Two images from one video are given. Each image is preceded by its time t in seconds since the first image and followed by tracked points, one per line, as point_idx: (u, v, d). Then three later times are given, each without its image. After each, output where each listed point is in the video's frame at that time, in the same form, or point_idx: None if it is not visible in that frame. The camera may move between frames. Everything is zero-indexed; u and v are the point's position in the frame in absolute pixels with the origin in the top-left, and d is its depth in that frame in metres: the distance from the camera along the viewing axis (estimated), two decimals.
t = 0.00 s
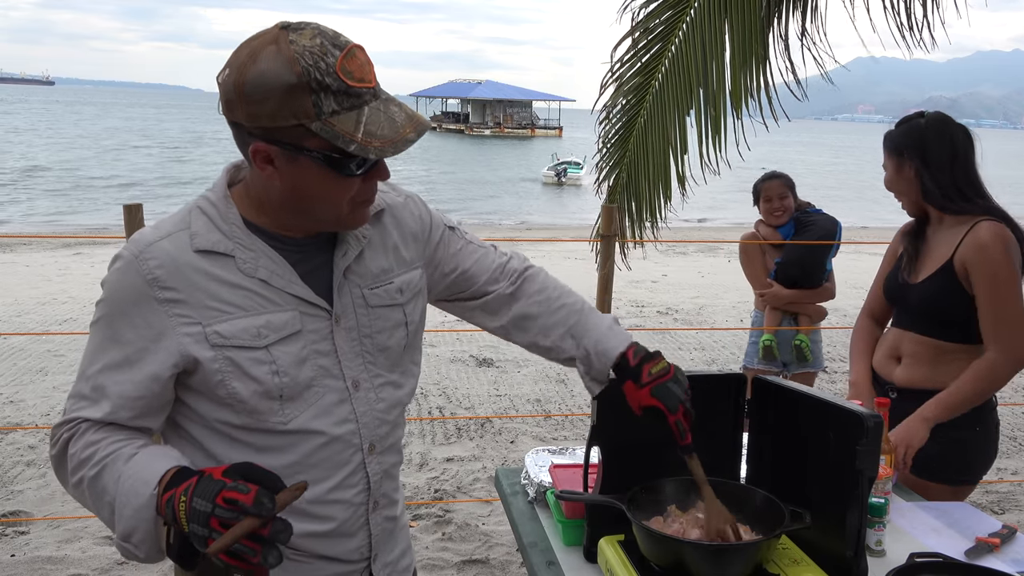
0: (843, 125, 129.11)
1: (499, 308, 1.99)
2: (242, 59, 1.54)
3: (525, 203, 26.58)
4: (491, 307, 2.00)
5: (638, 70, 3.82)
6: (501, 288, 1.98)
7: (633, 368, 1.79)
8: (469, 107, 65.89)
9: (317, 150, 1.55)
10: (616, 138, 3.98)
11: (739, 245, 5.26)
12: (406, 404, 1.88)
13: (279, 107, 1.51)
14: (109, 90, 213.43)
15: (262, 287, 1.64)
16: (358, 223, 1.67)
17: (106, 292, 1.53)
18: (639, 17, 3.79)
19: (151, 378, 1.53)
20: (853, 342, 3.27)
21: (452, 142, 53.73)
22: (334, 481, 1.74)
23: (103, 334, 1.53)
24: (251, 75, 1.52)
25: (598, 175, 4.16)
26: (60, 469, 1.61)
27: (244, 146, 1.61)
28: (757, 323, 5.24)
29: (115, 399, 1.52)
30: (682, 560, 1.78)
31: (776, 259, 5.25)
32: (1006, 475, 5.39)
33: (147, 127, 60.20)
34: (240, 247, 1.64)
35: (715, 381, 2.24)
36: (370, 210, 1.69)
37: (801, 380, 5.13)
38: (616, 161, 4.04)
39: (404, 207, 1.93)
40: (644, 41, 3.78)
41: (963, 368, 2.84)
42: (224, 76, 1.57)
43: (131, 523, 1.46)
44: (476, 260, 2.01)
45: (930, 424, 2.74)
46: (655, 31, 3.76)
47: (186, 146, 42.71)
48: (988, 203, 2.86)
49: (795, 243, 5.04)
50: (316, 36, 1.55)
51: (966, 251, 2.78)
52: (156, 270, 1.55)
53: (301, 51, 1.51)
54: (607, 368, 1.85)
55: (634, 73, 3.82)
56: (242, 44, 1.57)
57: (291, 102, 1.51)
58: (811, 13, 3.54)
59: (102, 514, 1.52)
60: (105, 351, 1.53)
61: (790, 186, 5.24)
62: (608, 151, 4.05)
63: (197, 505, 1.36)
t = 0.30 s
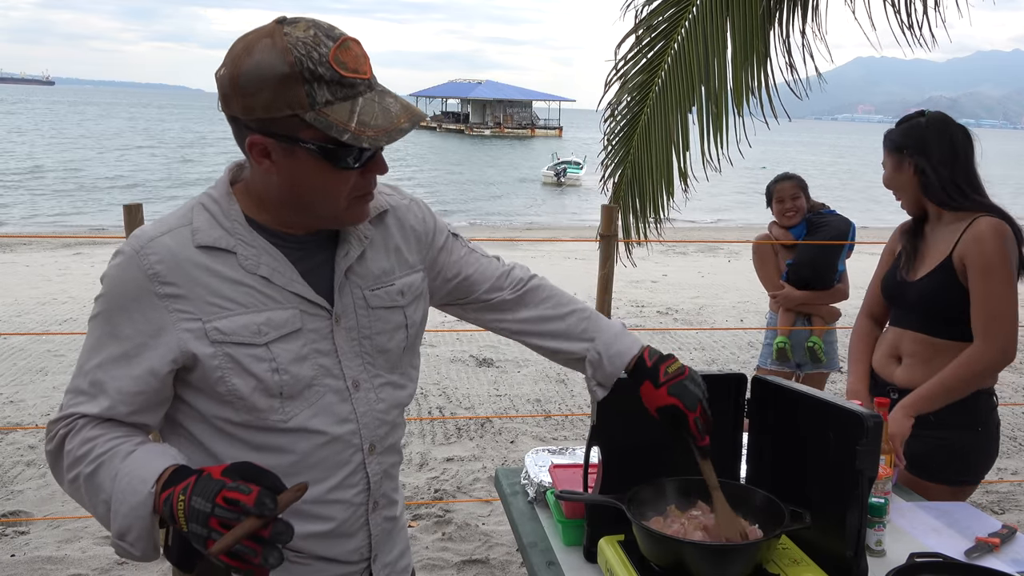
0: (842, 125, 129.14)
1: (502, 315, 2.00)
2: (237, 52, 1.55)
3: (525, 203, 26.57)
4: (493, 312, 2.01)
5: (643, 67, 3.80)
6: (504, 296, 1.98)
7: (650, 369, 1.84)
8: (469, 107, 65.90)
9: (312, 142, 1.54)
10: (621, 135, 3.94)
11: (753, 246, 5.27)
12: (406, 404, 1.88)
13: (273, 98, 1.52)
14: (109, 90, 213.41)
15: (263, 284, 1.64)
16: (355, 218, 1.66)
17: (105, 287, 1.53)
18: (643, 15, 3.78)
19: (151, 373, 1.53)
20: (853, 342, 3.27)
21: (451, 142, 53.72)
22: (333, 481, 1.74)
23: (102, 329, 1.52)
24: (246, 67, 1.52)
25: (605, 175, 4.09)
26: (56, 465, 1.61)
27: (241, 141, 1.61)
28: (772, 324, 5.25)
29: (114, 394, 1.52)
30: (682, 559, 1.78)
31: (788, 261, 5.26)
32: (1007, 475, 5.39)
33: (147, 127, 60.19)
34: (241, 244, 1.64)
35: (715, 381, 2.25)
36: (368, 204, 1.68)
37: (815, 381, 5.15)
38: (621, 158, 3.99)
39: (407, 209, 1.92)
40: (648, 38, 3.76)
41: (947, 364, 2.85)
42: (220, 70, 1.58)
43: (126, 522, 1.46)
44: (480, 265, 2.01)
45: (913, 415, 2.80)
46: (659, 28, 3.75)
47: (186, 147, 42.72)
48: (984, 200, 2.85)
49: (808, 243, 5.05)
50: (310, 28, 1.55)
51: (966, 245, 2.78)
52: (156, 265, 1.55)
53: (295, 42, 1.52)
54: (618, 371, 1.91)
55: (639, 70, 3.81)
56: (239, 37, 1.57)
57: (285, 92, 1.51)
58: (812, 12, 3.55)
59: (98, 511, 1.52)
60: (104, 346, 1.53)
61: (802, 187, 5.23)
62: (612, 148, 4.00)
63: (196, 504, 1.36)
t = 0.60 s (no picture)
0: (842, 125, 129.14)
1: (499, 305, 2.00)
2: (223, 47, 1.57)
3: (525, 202, 26.58)
4: (491, 304, 2.01)
5: (642, 65, 3.80)
6: (501, 286, 1.99)
7: (656, 348, 1.85)
8: (469, 107, 65.90)
9: (299, 130, 1.54)
10: (619, 133, 3.96)
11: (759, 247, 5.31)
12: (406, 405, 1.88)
13: (259, 88, 1.52)
14: (109, 90, 213.46)
15: (262, 285, 1.64)
16: (347, 207, 1.65)
17: (103, 291, 1.53)
18: (643, 13, 3.78)
19: (151, 377, 1.53)
20: (853, 343, 3.27)
21: (451, 142, 53.72)
22: (335, 483, 1.74)
23: (100, 333, 1.52)
24: (231, 60, 1.54)
25: (600, 171, 4.12)
26: (58, 472, 1.60)
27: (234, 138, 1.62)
28: (780, 324, 5.25)
29: (114, 399, 1.52)
30: (682, 560, 1.78)
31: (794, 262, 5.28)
32: (1007, 475, 5.39)
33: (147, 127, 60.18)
34: (240, 245, 1.64)
35: (714, 380, 2.25)
36: (361, 195, 1.67)
37: (823, 381, 5.14)
38: (618, 157, 4.02)
39: (402, 207, 1.93)
40: (647, 37, 3.76)
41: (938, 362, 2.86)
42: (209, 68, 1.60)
43: (131, 526, 1.45)
44: (475, 260, 2.01)
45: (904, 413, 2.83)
46: (658, 27, 3.74)
47: (186, 146, 42.75)
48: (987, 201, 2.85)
49: (813, 243, 5.06)
50: (294, 19, 1.57)
51: (968, 247, 2.78)
52: (155, 267, 1.55)
53: (279, 31, 1.53)
54: (619, 352, 1.90)
55: (638, 69, 3.80)
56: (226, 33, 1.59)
57: (271, 82, 1.52)
58: (812, 12, 3.55)
59: (102, 516, 1.51)
60: (103, 350, 1.53)
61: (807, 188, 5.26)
62: (610, 146, 4.03)
63: (202, 506, 1.36)
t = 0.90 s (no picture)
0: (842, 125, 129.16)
1: (489, 306, 2.01)
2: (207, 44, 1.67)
3: (525, 202, 26.59)
4: (483, 306, 2.02)
5: (639, 67, 3.81)
6: (493, 288, 2.00)
7: (621, 345, 1.83)
8: (469, 107, 65.91)
9: (267, 106, 1.58)
10: (616, 135, 3.97)
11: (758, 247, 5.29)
12: (407, 406, 1.88)
13: (229, 67, 1.59)
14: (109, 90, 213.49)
15: (261, 287, 1.65)
16: (320, 189, 1.64)
17: (100, 298, 1.52)
18: (641, 14, 3.79)
19: (152, 383, 1.52)
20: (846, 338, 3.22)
21: (451, 142, 53.74)
22: (337, 485, 1.73)
23: (99, 339, 1.52)
24: (209, 48, 1.63)
25: (597, 172, 4.14)
26: (60, 481, 1.60)
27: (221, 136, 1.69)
28: (779, 325, 5.24)
29: (115, 406, 1.51)
30: (682, 560, 1.78)
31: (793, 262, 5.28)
32: (1006, 475, 5.39)
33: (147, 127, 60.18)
34: (237, 248, 1.64)
35: (714, 380, 2.24)
36: (341, 180, 1.66)
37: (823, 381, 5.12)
38: (614, 158, 4.03)
39: (398, 206, 1.96)
40: (645, 38, 3.78)
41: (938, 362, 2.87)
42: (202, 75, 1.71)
43: (135, 533, 1.45)
44: (470, 262, 2.03)
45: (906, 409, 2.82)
46: (656, 28, 3.76)
47: (186, 147, 42.77)
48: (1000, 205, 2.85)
49: (812, 244, 5.05)
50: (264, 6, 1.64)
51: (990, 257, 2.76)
52: (152, 272, 1.55)
53: (248, 15, 1.61)
54: (590, 350, 1.88)
55: (635, 70, 3.81)
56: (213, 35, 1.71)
57: (239, 61, 1.58)
58: (811, 12, 3.56)
59: (105, 523, 1.51)
60: (102, 357, 1.52)
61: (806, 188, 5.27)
62: (607, 147, 4.05)
63: (209, 511, 1.35)
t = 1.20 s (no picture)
0: (842, 125, 129.15)
1: (480, 318, 2.02)
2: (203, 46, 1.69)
3: (525, 202, 26.59)
4: (474, 317, 2.02)
5: (635, 68, 3.81)
6: (485, 300, 2.01)
7: (615, 364, 1.80)
8: (469, 106, 65.92)
9: (261, 100, 1.59)
10: (613, 138, 3.98)
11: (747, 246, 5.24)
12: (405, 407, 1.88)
13: (224, 64, 1.61)
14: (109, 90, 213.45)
15: (258, 288, 1.65)
16: (316, 184, 1.64)
17: (97, 299, 1.52)
18: (636, 15, 3.79)
19: (150, 385, 1.52)
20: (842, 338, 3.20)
21: (451, 142, 53.76)
22: (337, 486, 1.74)
23: (96, 341, 1.51)
24: (204, 48, 1.65)
25: (595, 177, 4.13)
26: (57, 483, 1.59)
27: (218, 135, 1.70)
28: (768, 325, 5.24)
29: (112, 407, 1.51)
30: (683, 560, 1.77)
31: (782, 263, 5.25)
32: (1006, 475, 5.39)
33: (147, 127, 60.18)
34: (235, 248, 1.64)
35: (714, 380, 2.24)
36: (337, 175, 1.66)
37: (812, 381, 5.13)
38: (612, 162, 4.03)
39: (394, 209, 1.97)
40: (640, 40, 3.77)
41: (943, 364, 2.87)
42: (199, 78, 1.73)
43: (136, 535, 1.45)
44: (463, 274, 2.04)
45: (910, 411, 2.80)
46: (652, 28, 3.75)
47: (186, 146, 42.77)
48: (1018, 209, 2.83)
49: (802, 245, 5.05)
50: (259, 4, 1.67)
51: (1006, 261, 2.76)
52: (149, 273, 1.55)
53: (242, 13, 1.63)
54: (585, 370, 1.86)
55: (631, 72, 3.82)
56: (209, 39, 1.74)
57: (234, 56, 1.60)
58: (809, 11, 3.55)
59: (104, 526, 1.51)
60: (100, 358, 1.52)
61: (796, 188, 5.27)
62: (604, 151, 4.03)
63: (209, 512, 1.35)
